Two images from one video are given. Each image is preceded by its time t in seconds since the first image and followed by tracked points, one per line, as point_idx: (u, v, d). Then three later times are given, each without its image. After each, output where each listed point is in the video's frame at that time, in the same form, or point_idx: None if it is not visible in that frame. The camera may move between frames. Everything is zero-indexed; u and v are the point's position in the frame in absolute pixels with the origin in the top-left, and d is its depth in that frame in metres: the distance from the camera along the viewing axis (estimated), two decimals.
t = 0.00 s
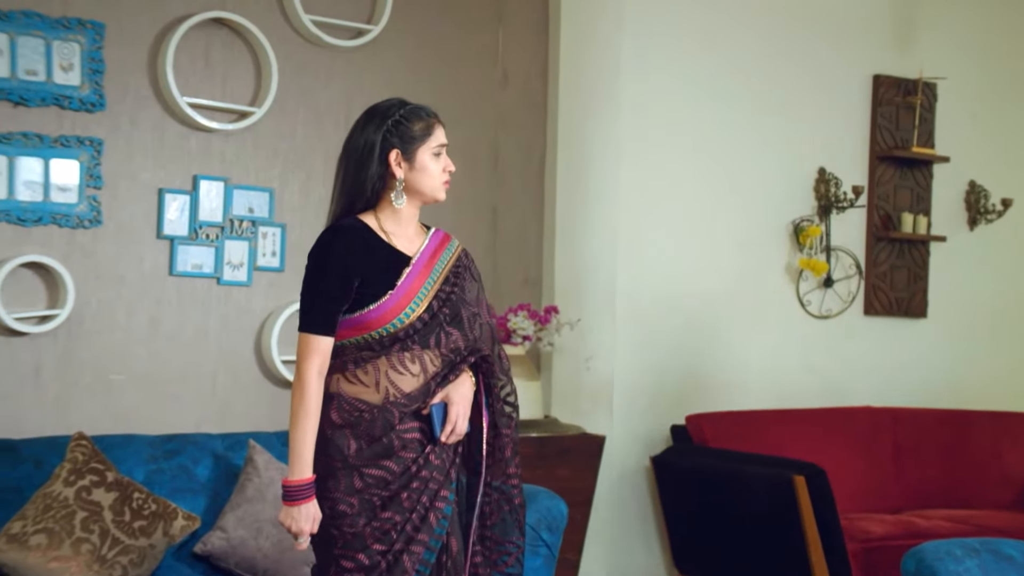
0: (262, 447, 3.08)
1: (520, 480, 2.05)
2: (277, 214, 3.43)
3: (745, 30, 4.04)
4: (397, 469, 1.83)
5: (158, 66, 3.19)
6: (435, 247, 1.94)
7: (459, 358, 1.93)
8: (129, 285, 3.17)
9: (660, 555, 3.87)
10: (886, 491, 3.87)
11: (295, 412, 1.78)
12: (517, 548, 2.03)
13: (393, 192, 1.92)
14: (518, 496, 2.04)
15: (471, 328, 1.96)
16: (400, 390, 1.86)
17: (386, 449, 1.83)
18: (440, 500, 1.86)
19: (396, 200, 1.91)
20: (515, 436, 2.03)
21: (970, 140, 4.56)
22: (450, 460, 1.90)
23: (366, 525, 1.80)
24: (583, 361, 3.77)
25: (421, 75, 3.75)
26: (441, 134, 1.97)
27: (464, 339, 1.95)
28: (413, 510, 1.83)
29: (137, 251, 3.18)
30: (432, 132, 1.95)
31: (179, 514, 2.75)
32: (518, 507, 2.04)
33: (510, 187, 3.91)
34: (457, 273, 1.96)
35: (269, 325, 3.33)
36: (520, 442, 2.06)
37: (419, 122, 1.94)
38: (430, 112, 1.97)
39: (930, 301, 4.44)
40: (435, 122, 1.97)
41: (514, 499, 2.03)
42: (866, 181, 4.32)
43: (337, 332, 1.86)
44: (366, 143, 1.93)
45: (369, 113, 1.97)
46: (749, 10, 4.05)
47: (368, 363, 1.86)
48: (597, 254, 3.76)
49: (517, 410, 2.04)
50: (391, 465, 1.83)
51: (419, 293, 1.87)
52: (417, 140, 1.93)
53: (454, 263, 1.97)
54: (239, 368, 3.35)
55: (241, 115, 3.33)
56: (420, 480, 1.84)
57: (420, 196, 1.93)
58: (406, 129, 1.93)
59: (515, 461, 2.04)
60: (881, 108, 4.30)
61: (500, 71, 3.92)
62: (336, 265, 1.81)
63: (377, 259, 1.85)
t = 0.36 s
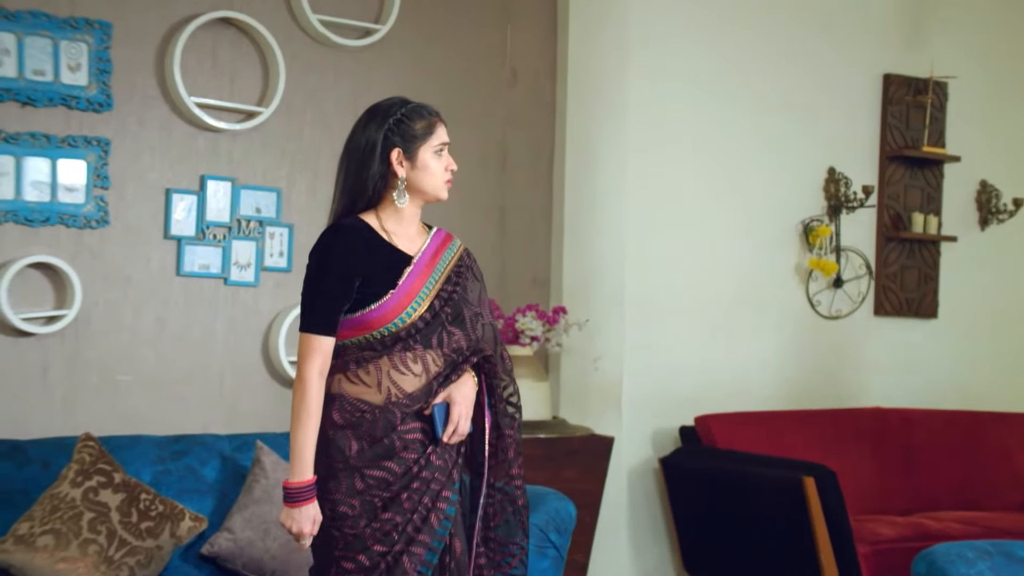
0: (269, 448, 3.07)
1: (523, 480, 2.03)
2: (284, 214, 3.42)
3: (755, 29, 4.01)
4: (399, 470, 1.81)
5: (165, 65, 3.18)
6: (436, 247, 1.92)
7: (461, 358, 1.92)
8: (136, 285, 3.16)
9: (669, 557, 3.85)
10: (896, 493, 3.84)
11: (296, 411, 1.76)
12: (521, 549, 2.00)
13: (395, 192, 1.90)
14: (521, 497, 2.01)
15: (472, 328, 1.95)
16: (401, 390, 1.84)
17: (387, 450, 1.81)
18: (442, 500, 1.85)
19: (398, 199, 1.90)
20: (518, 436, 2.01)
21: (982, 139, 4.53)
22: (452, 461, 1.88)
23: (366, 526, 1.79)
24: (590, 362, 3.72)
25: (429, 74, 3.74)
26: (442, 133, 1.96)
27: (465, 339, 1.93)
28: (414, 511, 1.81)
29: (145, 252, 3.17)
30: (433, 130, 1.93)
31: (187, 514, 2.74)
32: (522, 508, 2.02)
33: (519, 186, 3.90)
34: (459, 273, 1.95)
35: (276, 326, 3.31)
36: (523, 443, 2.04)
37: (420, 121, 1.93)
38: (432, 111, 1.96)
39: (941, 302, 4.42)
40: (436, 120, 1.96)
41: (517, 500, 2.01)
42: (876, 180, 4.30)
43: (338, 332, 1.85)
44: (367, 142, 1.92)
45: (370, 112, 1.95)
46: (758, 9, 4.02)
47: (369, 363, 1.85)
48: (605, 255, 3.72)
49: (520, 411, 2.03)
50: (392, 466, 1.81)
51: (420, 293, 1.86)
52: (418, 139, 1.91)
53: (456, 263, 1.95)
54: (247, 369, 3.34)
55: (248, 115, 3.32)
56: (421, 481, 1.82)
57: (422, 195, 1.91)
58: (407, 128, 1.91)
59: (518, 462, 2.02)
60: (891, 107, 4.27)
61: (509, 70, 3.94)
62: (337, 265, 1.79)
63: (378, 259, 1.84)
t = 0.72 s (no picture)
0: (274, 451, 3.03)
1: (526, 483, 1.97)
2: (289, 213, 3.37)
3: (766, 25, 3.96)
4: (398, 473, 1.77)
5: (168, 63, 3.14)
6: (437, 245, 1.88)
7: (462, 358, 1.87)
8: (139, 285, 3.12)
9: (679, 561, 3.80)
10: (911, 496, 3.78)
11: (294, 413, 1.72)
12: (524, 554, 1.95)
13: (394, 189, 1.85)
14: (523, 500, 1.96)
15: (474, 328, 1.90)
16: (401, 392, 1.80)
17: (385, 452, 1.77)
18: (443, 503, 1.79)
19: (397, 196, 1.85)
20: (521, 439, 1.95)
21: (997, 137, 4.46)
22: (453, 463, 1.83)
23: (364, 529, 1.74)
24: (600, 363, 3.67)
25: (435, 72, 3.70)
26: (442, 131, 1.91)
27: (467, 339, 1.89)
28: (413, 514, 1.76)
29: (148, 252, 3.13)
30: (433, 127, 1.89)
31: (190, 518, 2.70)
32: (525, 512, 1.96)
33: (527, 185, 3.85)
34: (460, 272, 1.90)
35: (280, 327, 3.26)
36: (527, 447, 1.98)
37: (419, 118, 1.89)
38: (432, 108, 1.91)
39: (955, 302, 4.35)
40: (436, 118, 1.91)
41: (520, 503, 1.96)
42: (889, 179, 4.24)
43: (337, 332, 1.80)
44: (366, 140, 1.88)
45: (370, 109, 1.91)
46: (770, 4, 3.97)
47: (369, 364, 1.80)
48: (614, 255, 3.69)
49: (522, 412, 1.98)
50: (391, 469, 1.76)
51: (420, 292, 1.81)
52: (418, 136, 1.87)
53: (457, 262, 1.90)
54: (251, 370, 3.30)
55: (252, 113, 3.28)
56: (420, 483, 1.77)
57: (422, 192, 1.87)
58: (406, 125, 1.87)
59: (521, 465, 1.96)
60: (905, 104, 4.21)
61: (516, 67, 3.85)
62: (335, 263, 1.74)
63: (377, 258, 1.79)
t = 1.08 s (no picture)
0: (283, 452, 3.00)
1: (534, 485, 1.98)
2: (298, 214, 3.35)
3: (781, 22, 3.91)
4: (401, 475, 1.73)
5: (176, 61, 3.12)
6: (441, 245, 1.85)
7: (467, 359, 1.84)
8: (148, 286, 3.10)
9: (692, 564, 3.75)
10: (928, 498, 3.73)
11: (295, 414, 1.69)
12: (532, 556, 1.96)
13: (397, 188, 1.82)
14: (530, 502, 1.97)
15: (479, 329, 1.87)
16: (404, 393, 1.76)
17: (388, 454, 1.73)
18: (448, 505, 1.76)
19: (399, 195, 1.81)
20: (528, 440, 1.96)
21: (1015, 135, 4.40)
22: (458, 465, 1.80)
23: (368, 532, 1.71)
24: (611, 364, 3.63)
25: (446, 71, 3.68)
26: (447, 130, 1.88)
27: (471, 340, 1.86)
28: (417, 517, 1.73)
29: (156, 252, 3.11)
30: (437, 126, 1.86)
31: (199, 520, 2.67)
32: (531, 515, 1.97)
33: (538, 185, 3.82)
34: (464, 272, 1.87)
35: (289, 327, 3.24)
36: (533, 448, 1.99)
37: (424, 117, 1.85)
38: (437, 107, 1.88)
39: (972, 302, 4.30)
40: (441, 117, 1.88)
41: (527, 505, 1.96)
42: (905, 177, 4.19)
43: (339, 333, 1.78)
44: (369, 137, 1.85)
45: (374, 106, 1.88)
46: None
47: (371, 365, 1.77)
48: (625, 257, 3.64)
49: (530, 414, 1.97)
50: (394, 471, 1.73)
51: (423, 293, 1.78)
52: (421, 135, 1.84)
53: (461, 262, 1.87)
54: (260, 371, 3.27)
55: (261, 112, 3.26)
56: (424, 486, 1.74)
57: (425, 192, 1.84)
58: (410, 124, 1.84)
59: (528, 467, 1.97)
60: (921, 102, 4.16)
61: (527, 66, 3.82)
62: (336, 264, 1.71)
63: (380, 257, 1.76)
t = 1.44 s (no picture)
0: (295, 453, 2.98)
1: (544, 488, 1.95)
2: (310, 214, 3.33)
3: (799, 19, 3.87)
4: (405, 477, 1.71)
5: (188, 60, 3.10)
6: (447, 245, 1.82)
7: (473, 360, 1.82)
8: (160, 286, 3.08)
9: (707, 567, 3.72)
10: (946, 501, 3.69)
11: (297, 417, 1.66)
12: (542, 559, 1.93)
13: (393, 187, 1.80)
14: (540, 504, 1.94)
15: (484, 329, 1.84)
16: (408, 394, 1.74)
17: (391, 456, 1.71)
18: (454, 508, 1.74)
19: (393, 194, 1.79)
20: (536, 442, 1.93)
21: None
22: (464, 466, 1.77)
23: (372, 535, 1.69)
24: (626, 365, 3.62)
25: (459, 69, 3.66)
26: (450, 129, 1.82)
27: (477, 341, 1.83)
28: (423, 519, 1.70)
29: (168, 252, 3.09)
30: (436, 125, 1.81)
31: (211, 522, 2.65)
32: (542, 517, 1.94)
33: (552, 185, 3.81)
34: (470, 272, 1.84)
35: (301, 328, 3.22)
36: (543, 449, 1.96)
37: (423, 116, 1.81)
38: (441, 106, 1.83)
39: (991, 302, 4.25)
40: (443, 115, 1.83)
41: (537, 508, 1.93)
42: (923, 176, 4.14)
43: (343, 334, 1.75)
44: (368, 134, 1.84)
45: (379, 103, 1.86)
46: None
47: (375, 366, 1.75)
48: (640, 259, 3.62)
49: (539, 415, 1.95)
50: (398, 473, 1.71)
51: (426, 293, 1.75)
52: (418, 135, 1.80)
53: (468, 262, 1.85)
54: (272, 372, 3.26)
55: (273, 111, 3.24)
56: (428, 488, 1.72)
57: (422, 192, 1.80)
58: (407, 123, 1.80)
59: (537, 468, 1.94)
60: (939, 100, 4.12)
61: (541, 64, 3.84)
62: (338, 264, 1.69)
63: (383, 258, 1.74)
